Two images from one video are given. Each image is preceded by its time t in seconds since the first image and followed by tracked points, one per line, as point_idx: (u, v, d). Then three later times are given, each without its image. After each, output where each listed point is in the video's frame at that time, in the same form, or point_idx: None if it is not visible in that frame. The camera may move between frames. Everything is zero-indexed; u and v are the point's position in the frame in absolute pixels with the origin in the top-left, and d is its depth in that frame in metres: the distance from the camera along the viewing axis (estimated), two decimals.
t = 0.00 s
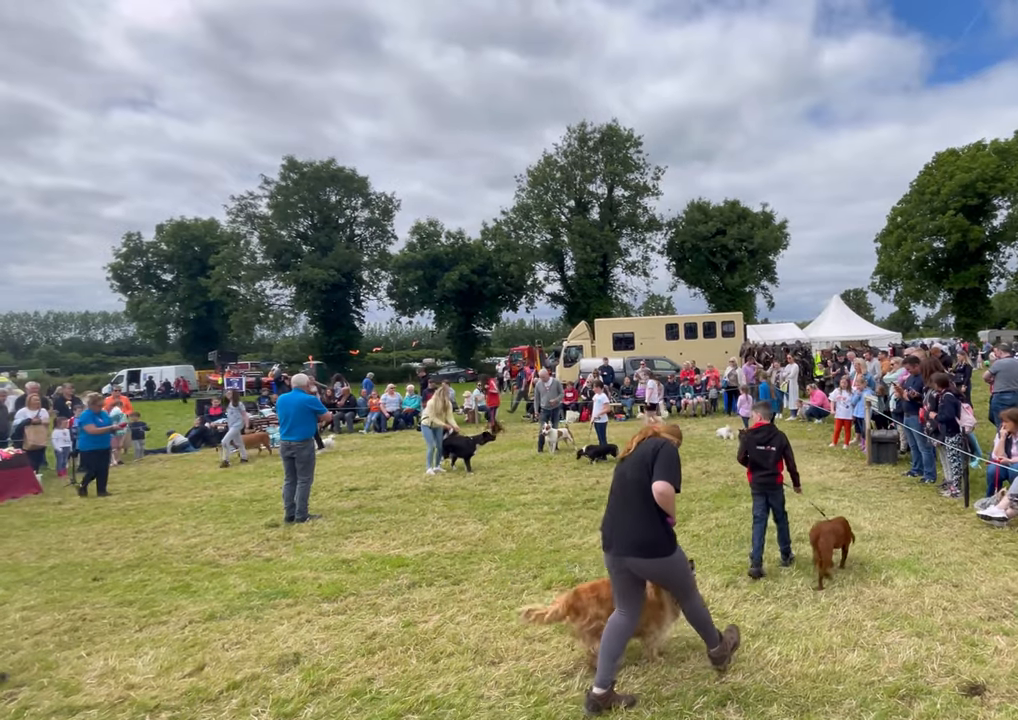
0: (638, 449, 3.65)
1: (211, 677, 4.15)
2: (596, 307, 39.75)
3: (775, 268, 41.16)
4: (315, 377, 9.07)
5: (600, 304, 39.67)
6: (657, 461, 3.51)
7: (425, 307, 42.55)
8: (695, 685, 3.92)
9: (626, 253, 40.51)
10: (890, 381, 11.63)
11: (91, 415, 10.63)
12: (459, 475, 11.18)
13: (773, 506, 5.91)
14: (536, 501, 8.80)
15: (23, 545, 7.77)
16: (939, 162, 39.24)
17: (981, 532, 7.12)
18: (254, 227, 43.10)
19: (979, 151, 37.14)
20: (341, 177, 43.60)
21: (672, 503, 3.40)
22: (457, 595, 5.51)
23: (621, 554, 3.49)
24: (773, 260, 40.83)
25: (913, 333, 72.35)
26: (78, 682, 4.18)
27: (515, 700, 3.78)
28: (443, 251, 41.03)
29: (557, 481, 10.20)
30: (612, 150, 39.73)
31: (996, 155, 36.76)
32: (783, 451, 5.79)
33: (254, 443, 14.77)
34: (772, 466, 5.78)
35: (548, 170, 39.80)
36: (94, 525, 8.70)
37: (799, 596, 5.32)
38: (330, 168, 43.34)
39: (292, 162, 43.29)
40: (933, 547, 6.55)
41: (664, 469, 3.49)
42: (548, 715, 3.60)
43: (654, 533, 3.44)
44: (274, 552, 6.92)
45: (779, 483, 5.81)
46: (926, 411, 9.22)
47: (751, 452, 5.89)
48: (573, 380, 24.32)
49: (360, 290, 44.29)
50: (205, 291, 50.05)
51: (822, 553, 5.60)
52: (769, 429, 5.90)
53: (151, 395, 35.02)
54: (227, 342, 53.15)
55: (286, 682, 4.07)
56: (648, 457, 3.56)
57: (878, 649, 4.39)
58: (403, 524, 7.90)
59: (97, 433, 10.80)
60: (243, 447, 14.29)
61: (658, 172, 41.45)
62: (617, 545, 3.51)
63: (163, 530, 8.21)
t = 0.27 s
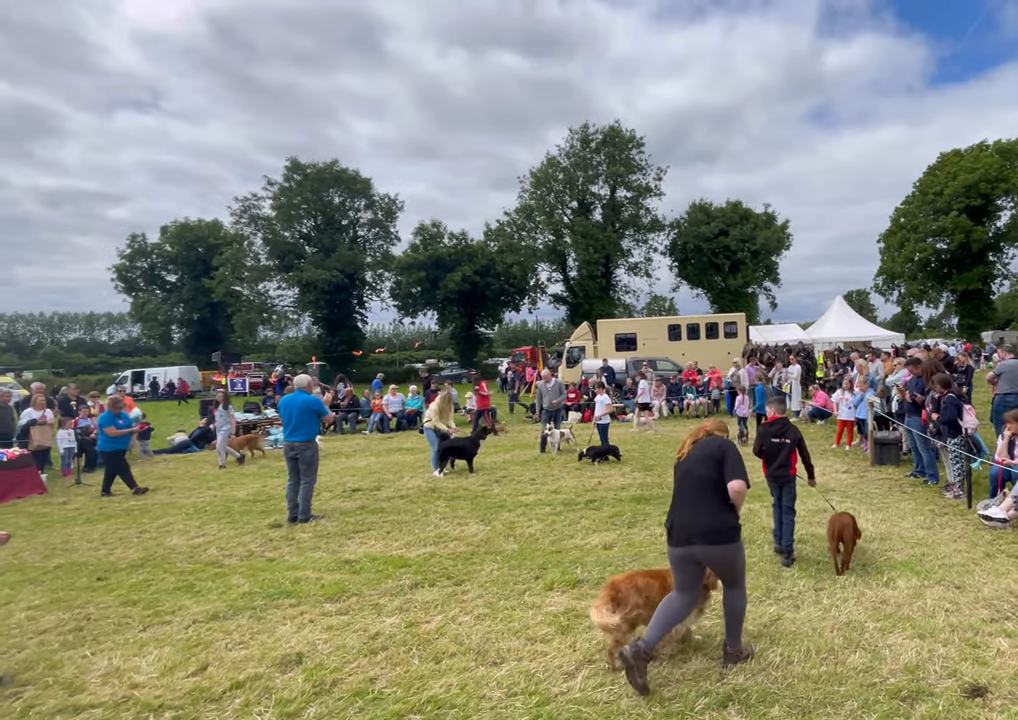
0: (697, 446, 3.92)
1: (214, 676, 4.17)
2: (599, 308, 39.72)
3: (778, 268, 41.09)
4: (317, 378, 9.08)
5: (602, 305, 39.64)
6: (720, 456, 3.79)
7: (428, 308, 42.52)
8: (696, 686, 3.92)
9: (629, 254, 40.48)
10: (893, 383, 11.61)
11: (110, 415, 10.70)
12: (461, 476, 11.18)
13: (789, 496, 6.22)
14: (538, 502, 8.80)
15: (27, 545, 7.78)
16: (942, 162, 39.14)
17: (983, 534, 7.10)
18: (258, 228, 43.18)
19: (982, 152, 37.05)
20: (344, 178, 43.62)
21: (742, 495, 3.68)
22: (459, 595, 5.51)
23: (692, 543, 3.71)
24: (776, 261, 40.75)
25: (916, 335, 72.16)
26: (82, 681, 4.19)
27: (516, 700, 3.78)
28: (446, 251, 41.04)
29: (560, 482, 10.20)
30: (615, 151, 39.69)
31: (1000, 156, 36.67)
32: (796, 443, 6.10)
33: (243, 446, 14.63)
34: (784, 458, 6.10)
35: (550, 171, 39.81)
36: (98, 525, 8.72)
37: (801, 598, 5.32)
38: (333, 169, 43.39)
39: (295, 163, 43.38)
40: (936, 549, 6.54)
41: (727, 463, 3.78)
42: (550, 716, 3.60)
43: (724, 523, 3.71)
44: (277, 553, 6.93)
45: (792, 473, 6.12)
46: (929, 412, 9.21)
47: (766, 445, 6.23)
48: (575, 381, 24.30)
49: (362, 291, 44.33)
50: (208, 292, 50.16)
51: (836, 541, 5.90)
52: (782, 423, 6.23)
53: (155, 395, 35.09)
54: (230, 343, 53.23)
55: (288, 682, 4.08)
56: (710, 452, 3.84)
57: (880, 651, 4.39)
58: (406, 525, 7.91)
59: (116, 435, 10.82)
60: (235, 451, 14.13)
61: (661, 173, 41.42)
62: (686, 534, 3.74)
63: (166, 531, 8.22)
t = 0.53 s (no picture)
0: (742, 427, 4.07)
1: (226, 674, 4.19)
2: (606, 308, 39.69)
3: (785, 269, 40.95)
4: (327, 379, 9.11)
5: (609, 305, 39.62)
6: (768, 439, 4.00)
7: (436, 309, 42.58)
8: (704, 686, 3.91)
9: (635, 254, 40.42)
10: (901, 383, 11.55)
11: (140, 415, 10.59)
12: (468, 476, 11.20)
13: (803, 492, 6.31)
14: (545, 502, 8.80)
15: (41, 543, 7.84)
16: (950, 162, 38.91)
17: (992, 535, 7.06)
18: (268, 229, 43.39)
19: (991, 151, 36.82)
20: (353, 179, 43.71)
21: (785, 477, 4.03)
22: (467, 595, 5.52)
23: (746, 520, 3.92)
24: (783, 261, 40.61)
25: (924, 335, 71.75)
26: (96, 678, 4.23)
27: (524, 699, 3.79)
28: (454, 252, 41.09)
29: (567, 482, 10.20)
30: (622, 152, 39.64)
31: (1009, 156, 36.43)
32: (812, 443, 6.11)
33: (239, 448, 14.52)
34: (801, 458, 6.12)
35: (557, 172, 39.85)
36: (110, 524, 8.76)
37: (808, 598, 5.31)
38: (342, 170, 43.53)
39: (304, 164, 43.52)
40: (944, 551, 6.51)
41: (776, 446, 4.02)
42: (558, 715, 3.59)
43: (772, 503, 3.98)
44: (287, 552, 6.96)
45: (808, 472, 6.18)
46: (937, 413, 9.17)
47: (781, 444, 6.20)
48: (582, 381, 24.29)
49: (371, 292, 44.42)
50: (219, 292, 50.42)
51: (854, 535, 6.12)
52: (798, 422, 6.18)
53: (167, 395, 35.31)
54: (239, 344, 53.42)
55: (299, 679, 4.10)
56: (759, 436, 4.02)
57: (888, 652, 4.38)
58: (414, 524, 7.93)
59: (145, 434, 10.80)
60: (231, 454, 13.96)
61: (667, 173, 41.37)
62: (739, 511, 3.93)
63: (178, 529, 8.27)
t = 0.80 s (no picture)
0: (789, 428, 4.25)
1: (246, 668, 4.25)
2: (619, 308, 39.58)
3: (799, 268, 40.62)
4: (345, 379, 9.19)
5: (621, 305, 39.55)
6: (814, 440, 4.20)
7: (450, 309, 42.68)
8: (717, 686, 3.90)
9: (647, 254, 40.29)
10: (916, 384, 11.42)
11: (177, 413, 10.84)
12: (481, 475, 11.23)
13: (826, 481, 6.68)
14: (558, 501, 8.80)
15: (67, 538, 7.98)
16: (967, 160, 38.40)
17: (1010, 538, 6.97)
18: (285, 231, 43.75)
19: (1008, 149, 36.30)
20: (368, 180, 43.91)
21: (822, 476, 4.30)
22: (481, 593, 5.54)
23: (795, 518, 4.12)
24: (796, 261, 40.26)
25: (939, 336, 70.85)
26: (121, 670, 4.30)
27: (539, 697, 3.80)
28: (468, 253, 41.16)
29: (580, 482, 10.20)
30: (634, 152, 39.55)
31: None
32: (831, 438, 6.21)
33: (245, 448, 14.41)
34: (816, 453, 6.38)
35: (569, 172, 39.83)
36: (133, 520, 8.89)
37: (823, 600, 5.28)
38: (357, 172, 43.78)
39: (321, 166, 43.84)
40: (960, 553, 6.44)
41: (820, 447, 4.23)
42: (572, 713, 3.60)
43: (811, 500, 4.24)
44: (305, 548, 7.02)
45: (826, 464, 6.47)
46: (954, 415, 9.03)
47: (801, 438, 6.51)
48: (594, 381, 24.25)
49: (386, 292, 44.60)
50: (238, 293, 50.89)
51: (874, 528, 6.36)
52: (819, 416, 6.29)
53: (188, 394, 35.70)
54: (258, 343, 53.75)
55: (318, 674, 4.14)
56: (806, 438, 4.22)
57: (903, 654, 4.35)
58: (430, 522, 7.97)
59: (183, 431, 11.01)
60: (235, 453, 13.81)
61: (680, 173, 41.21)
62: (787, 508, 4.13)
63: (198, 525, 8.37)
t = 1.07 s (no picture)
0: (831, 417, 4.56)
1: (275, 660, 4.32)
2: (638, 307, 39.44)
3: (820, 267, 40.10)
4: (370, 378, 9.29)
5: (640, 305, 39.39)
6: (855, 426, 4.48)
7: (471, 309, 42.85)
8: (738, 686, 3.89)
9: (667, 253, 40.05)
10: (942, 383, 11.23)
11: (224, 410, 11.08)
12: (502, 472, 11.27)
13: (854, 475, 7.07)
14: (578, 500, 8.81)
15: (102, 532, 8.16)
16: (994, 156, 37.58)
17: None
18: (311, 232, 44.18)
19: None
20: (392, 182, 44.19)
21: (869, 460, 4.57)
22: (503, 589, 5.57)
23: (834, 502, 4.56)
24: (817, 259, 39.76)
25: (965, 334, 69.46)
26: (155, 661, 4.40)
27: (561, 693, 3.82)
28: (488, 253, 41.27)
29: (600, 480, 10.21)
30: (654, 151, 39.37)
31: None
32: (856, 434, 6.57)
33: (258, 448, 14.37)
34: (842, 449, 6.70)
35: (589, 172, 39.70)
36: (165, 514, 9.06)
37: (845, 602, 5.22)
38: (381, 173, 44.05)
39: (344, 168, 44.29)
40: (987, 555, 6.33)
41: (862, 433, 4.49)
42: (593, 710, 3.61)
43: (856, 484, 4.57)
44: (331, 544, 7.11)
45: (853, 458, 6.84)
46: (981, 415, 8.90)
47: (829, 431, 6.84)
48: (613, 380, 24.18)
49: (408, 292, 44.89)
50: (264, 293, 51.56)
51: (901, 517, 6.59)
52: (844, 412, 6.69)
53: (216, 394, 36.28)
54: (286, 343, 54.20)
55: (344, 667, 4.20)
56: (848, 425, 4.51)
57: (927, 657, 4.30)
58: (452, 519, 8.03)
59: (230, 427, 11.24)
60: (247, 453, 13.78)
61: (700, 171, 40.88)
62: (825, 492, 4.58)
63: (228, 520, 8.51)
